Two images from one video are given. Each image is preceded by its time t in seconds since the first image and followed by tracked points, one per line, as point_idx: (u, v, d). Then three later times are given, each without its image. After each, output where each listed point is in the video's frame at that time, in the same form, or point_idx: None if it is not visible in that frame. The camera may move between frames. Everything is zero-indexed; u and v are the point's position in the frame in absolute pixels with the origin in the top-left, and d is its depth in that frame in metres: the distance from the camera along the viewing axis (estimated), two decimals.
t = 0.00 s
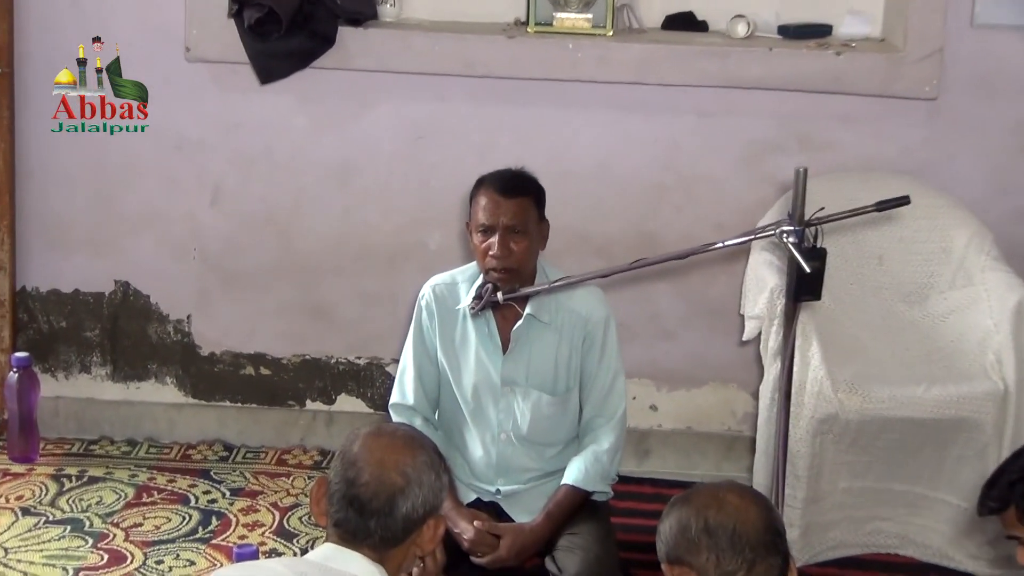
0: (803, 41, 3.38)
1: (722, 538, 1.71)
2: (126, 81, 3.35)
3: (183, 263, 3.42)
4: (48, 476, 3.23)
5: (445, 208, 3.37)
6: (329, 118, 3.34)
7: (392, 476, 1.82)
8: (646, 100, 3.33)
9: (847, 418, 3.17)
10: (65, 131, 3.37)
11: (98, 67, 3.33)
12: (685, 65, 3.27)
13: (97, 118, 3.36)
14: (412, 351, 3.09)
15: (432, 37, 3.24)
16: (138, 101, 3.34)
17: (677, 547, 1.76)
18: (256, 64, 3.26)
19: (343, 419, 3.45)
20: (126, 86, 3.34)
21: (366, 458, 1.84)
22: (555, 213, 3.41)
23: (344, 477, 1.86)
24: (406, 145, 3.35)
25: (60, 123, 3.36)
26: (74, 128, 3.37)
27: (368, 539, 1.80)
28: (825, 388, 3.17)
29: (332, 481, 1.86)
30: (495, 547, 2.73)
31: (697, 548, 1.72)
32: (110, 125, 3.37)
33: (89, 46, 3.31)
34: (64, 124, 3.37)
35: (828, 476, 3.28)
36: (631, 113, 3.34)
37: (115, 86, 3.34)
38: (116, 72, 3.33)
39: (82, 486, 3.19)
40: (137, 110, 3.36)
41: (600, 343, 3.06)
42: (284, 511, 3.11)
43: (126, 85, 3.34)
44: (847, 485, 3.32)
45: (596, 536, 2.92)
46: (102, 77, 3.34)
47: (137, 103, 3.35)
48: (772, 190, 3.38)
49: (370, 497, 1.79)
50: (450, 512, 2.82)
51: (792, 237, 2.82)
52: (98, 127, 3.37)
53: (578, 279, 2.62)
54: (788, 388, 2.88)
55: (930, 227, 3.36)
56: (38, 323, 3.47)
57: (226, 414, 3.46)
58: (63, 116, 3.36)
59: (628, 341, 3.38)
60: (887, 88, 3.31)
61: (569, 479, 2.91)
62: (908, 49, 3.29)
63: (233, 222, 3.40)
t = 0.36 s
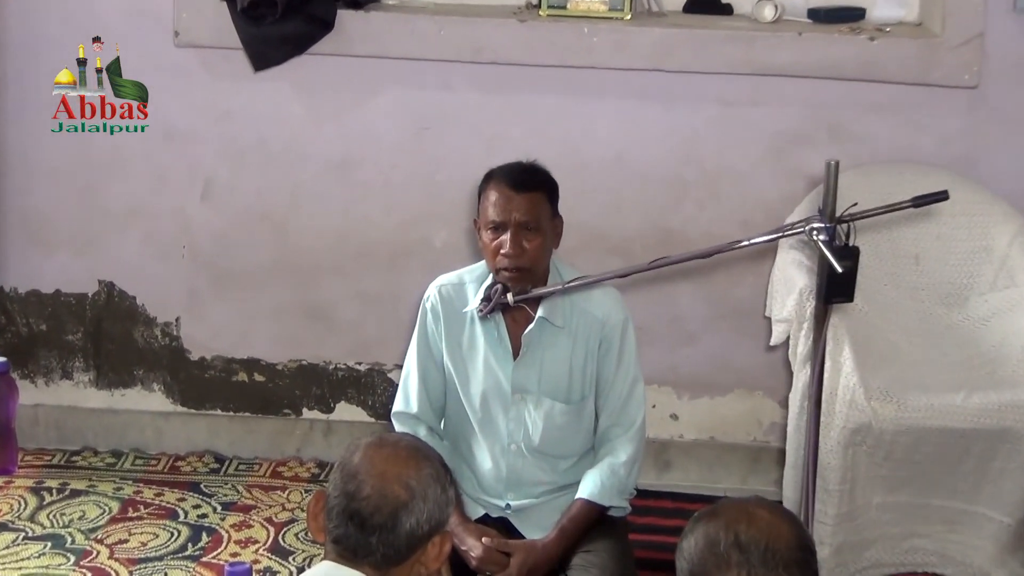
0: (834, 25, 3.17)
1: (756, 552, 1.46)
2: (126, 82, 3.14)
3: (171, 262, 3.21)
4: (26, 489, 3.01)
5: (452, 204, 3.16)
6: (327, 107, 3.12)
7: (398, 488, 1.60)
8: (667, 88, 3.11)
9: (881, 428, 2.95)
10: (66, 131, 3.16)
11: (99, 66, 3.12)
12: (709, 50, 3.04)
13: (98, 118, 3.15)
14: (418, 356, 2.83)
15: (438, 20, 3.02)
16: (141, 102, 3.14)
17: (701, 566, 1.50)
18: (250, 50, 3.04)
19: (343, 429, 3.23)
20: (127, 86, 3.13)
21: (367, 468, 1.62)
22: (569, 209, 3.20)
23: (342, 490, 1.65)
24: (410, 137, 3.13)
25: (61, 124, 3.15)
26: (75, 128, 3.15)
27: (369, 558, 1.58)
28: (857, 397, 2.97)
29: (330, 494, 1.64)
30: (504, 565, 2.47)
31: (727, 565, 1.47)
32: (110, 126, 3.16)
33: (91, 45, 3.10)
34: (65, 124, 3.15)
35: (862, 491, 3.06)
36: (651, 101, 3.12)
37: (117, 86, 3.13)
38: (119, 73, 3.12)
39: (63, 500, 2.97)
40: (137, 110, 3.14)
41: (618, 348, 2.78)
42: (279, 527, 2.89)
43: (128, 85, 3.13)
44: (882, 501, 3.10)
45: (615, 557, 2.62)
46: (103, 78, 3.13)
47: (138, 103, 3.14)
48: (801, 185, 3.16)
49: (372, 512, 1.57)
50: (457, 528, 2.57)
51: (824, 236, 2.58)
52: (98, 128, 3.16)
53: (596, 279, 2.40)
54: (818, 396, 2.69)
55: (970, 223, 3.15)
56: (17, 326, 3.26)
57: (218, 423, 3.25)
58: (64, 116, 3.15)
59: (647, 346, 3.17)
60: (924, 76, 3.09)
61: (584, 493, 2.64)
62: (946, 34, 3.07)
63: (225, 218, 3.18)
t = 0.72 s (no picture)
0: (868, 23, 2.96)
1: None
2: (126, 81, 2.92)
3: (159, 275, 3.00)
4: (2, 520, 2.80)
5: (460, 214, 2.95)
6: (326, 110, 2.91)
7: (402, 517, 1.38)
8: (690, 90, 2.90)
9: (919, 455, 2.76)
10: (66, 131, 2.95)
11: (98, 65, 2.91)
12: (736, 49, 2.83)
13: (97, 119, 2.94)
14: (421, 374, 2.49)
15: (445, 16, 2.81)
16: (141, 102, 2.93)
17: None
18: (244, 48, 2.83)
19: (343, 454, 3.02)
20: (126, 86, 2.92)
21: (368, 495, 1.41)
22: (586, 219, 2.99)
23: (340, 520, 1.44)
24: (415, 142, 2.93)
25: (61, 124, 2.94)
26: (74, 128, 2.95)
27: None
28: (894, 421, 2.76)
29: (328, 525, 1.44)
30: None
31: None
32: (110, 126, 2.94)
33: (91, 44, 2.90)
34: (65, 125, 2.94)
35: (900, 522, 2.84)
36: (672, 104, 2.91)
37: (117, 86, 2.92)
38: (120, 72, 2.91)
39: (43, 531, 2.76)
40: (138, 111, 2.93)
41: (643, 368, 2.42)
42: (274, 561, 2.67)
43: (128, 85, 2.92)
44: (919, 534, 2.89)
45: None
46: (103, 78, 2.92)
47: (138, 103, 2.93)
48: (833, 194, 2.95)
49: (373, 545, 1.36)
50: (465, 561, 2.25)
51: (855, 246, 2.15)
52: (99, 128, 2.95)
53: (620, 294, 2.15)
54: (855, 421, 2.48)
55: (1015, 236, 2.92)
56: None
57: (209, 448, 3.04)
58: (64, 117, 2.94)
59: (668, 366, 2.96)
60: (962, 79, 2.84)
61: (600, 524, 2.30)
62: (988, 33, 2.82)
63: (216, 229, 2.97)
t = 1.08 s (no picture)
0: (892, 11, 2.75)
1: None
2: (126, 82, 2.71)
3: (129, 282, 2.79)
4: None
5: (453, 216, 2.75)
6: (309, 105, 2.71)
7: (390, 540, 1.30)
8: (701, 84, 2.69)
9: (946, 475, 2.54)
10: (65, 132, 2.74)
11: (98, 65, 2.70)
12: (749, 39, 2.62)
13: (98, 119, 2.73)
14: (413, 387, 2.25)
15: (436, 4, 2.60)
16: (141, 103, 2.72)
17: None
18: (221, 38, 2.63)
19: (328, 474, 2.82)
20: (126, 86, 2.71)
21: (355, 517, 1.33)
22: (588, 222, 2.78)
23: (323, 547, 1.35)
24: (405, 139, 2.72)
25: (61, 123, 2.73)
26: (74, 128, 2.74)
27: None
28: (919, 438, 2.54)
29: (311, 550, 1.36)
30: None
31: None
32: (110, 127, 2.73)
33: (92, 44, 2.69)
34: (64, 125, 2.74)
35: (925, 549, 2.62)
36: (681, 99, 2.70)
37: (116, 87, 2.71)
38: (122, 75, 2.70)
39: (3, 557, 2.55)
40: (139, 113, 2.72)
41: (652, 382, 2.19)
42: None
43: (128, 85, 2.71)
44: (944, 559, 2.66)
45: None
46: (103, 78, 2.71)
47: (138, 103, 2.72)
48: (854, 194, 2.75)
49: (359, 570, 1.28)
50: None
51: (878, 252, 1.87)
52: (98, 129, 2.74)
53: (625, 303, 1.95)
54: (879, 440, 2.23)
55: None
56: None
57: (183, 468, 2.84)
58: (64, 115, 2.73)
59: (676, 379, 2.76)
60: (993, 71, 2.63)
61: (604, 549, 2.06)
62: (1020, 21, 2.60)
63: (191, 233, 2.77)
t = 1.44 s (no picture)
0: None
1: None
2: (127, 82, 2.53)
3: (94, 280, 2.60)
4: None
5: (442, 210, 2.55)
6: (287, 90, 2.52)
7: (375, 559, 1.17)
8: (708, 66, 2.50)
9: (972, 488, 2.29)
10: (66, 132, 2.55)
11: (99, 66, 2.51)
12: (760, 19, 2.45)
13: (99, 120, 2.54)
14: (398, 394, 2.03)
15: None
16: (142, 103, 2.53)
17: None
18: (192, 17, 2.45)
19: (307, 486, 2.63)
20: (127, 86, 2.53)
21: (335, 533, 1.19)
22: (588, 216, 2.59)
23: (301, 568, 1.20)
24: (390, 126, 2.53)
25: (62, 124, 2.54)
26: (76, 129, 2.55)
27: None
28: (943, 448, 2.30)
29: (289, 570, 1.21)
30: None
31: None
32: (110, 129, 2.54)
33: (93, 44, 2.50)
34: (65, 125, 2.54)
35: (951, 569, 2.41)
36: (687, 83, 2.51)
37: (118, 87, 2.52)
38: (122, 73, 2.52)
39: None
40: (139, 113, 2.53)
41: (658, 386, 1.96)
42: None
43: (129, 85, 2.53)
44: None
45: None
46: (104, 78, 2.52)
47: (139, 103, 2.53)
48: (873, 186, 2.55)
49: None
50: None
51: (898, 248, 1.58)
52: (98, 130, 2.55)
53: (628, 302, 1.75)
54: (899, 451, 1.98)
55: None
56: None
57: (151, 480, 2.65)
58: (64, 116, 2.54)
59: (682, 384, 2.56)
60: None
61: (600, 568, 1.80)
62: None
63: (159, 227, 2.58)
